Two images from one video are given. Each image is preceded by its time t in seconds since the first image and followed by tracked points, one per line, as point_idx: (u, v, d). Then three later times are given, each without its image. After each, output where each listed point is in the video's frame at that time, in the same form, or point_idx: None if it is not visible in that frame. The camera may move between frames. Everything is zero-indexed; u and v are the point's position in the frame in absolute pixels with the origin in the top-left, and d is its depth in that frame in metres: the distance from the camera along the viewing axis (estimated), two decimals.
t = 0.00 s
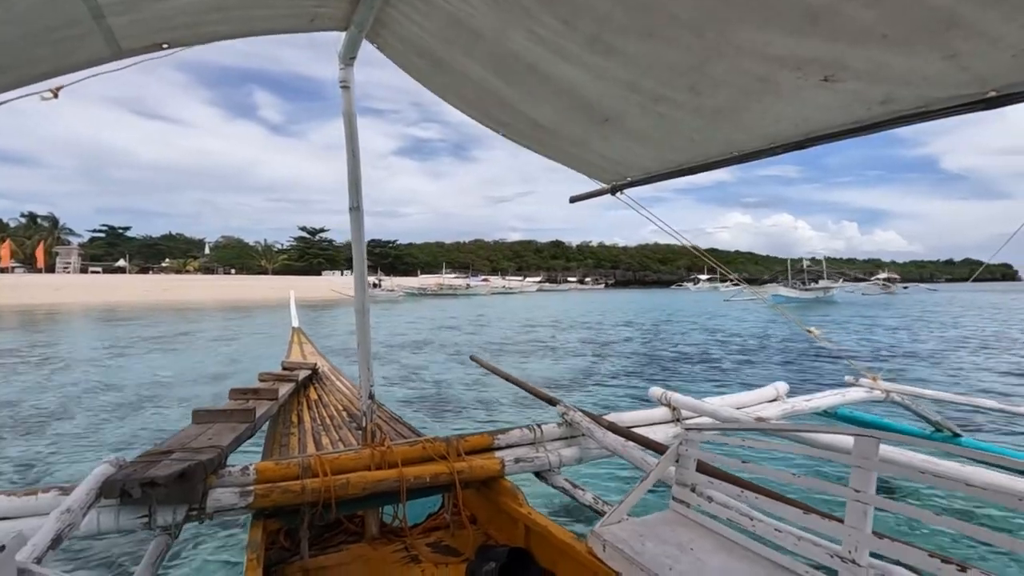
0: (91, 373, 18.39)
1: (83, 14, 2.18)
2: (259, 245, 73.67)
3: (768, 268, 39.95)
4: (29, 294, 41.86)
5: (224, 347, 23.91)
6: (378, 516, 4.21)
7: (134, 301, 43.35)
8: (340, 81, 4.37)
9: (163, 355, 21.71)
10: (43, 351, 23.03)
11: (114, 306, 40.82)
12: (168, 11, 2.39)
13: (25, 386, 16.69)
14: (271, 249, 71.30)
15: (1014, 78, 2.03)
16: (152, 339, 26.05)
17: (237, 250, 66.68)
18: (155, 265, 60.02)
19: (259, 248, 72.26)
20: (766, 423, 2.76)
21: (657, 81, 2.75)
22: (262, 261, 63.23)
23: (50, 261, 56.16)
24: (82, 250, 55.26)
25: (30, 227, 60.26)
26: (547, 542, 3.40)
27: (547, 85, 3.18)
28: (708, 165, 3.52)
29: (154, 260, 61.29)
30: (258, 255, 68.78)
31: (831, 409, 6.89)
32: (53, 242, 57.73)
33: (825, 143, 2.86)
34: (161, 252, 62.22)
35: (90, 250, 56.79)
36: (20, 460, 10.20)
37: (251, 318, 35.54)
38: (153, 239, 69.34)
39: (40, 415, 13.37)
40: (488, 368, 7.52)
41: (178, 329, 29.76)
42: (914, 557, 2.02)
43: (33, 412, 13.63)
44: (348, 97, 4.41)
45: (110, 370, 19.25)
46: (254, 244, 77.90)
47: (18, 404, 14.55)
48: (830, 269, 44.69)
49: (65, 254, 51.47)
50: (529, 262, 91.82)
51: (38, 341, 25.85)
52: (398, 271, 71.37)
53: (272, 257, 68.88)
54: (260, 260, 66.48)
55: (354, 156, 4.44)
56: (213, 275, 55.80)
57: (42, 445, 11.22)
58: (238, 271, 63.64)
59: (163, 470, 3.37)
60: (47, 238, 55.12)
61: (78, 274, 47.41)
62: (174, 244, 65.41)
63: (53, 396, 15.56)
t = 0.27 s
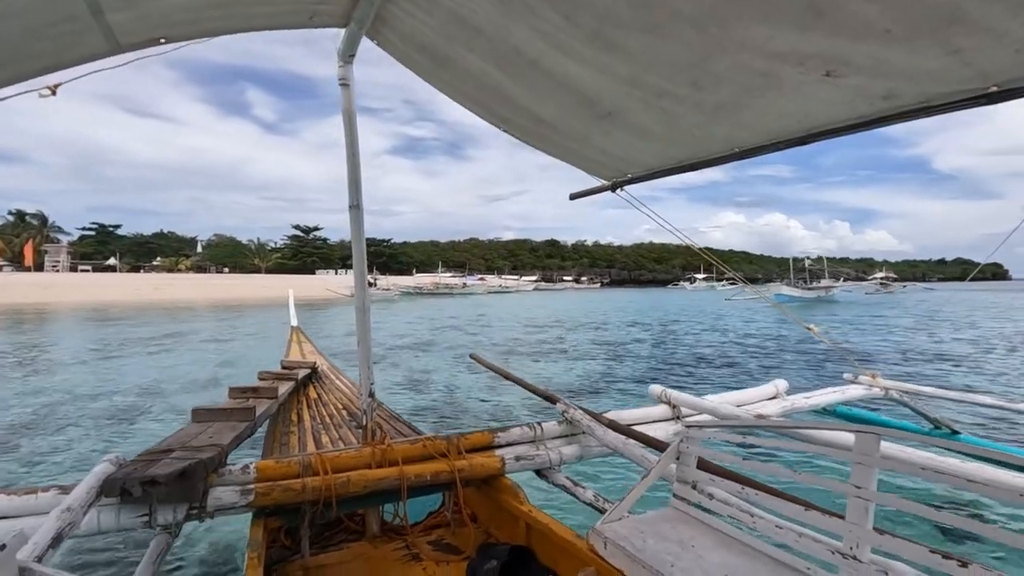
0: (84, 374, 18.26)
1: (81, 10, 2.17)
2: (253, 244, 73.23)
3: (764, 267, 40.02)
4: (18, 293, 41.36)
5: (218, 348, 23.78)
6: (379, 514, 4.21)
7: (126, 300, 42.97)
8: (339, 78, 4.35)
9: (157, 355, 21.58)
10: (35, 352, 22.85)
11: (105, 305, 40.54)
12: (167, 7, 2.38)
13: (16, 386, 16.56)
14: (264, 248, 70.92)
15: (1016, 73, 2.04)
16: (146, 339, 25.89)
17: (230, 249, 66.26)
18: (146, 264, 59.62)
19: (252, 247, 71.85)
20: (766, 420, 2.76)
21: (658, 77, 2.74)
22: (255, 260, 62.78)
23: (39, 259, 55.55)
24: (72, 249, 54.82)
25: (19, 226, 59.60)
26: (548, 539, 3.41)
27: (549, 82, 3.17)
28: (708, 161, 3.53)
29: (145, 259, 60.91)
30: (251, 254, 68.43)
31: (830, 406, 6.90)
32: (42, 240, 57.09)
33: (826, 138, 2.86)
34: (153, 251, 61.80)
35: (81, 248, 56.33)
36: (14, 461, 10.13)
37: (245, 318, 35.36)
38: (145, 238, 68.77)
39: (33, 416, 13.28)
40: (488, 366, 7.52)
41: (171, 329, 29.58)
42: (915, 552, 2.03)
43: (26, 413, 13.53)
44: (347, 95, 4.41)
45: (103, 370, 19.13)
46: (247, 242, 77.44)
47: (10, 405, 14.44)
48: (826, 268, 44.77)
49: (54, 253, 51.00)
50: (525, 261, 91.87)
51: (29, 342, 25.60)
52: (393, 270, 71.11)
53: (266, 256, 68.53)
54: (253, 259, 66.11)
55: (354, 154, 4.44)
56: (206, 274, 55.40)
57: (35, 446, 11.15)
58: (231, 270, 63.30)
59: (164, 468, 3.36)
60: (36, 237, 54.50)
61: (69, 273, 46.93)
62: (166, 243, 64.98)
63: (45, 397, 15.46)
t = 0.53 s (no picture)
0: (77, 374, 18.12)
1: (73, 3, 2.16)
2: (247, 243, 72.79)
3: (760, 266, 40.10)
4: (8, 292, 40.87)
5: (211, 347, 23.68)
6: (376, 513, 4.22)
7: (119, 300, 42.61)
8: (336, 77, 4.36)
9: (151, 355, 21.45)
10: (27, 352, 22.65)
11: (98, 304, 40.27)
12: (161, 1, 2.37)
13: (9, 386, 16.44)
14: (258, 247, 70.61)
15: (1009, 72, 2.06)
16: (140, 339, 25.72)
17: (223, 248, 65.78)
18: (139, 262, 59.26)
19: (245, 245, 71.48)
20: (762, 418, 2.77)
21: (655, 73, 2.75)
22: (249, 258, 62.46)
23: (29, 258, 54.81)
24: (63, 247, 54.41)
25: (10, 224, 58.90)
26: (545, 537, 3.42)
27: (546, 78, 3.18)
28: (704, 158, 3.55)
29: (138, 258, 60.53)
30: (245, 253, 68.12)
31: (827, 404, 6.93)
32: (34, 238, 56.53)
33: (821, 136, 2.88)
34: (146, 250, 61.43)
35: (72, 246, 55.91)
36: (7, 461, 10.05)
37: (240, 318, 35.17)
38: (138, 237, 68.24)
39: (26, 415, 13.18)
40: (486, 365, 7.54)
41: (165, 329, 29.40)
42: (908, 550, 2.04)
43: (19, 413, 13.43)
44: (344, 93, 4.40)
45: (96, 370, 19.04)
46: (241, 241, 77.06)
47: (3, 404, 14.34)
48: (822, 267, 44.84)
49: (43, 252, 50.57)
50: (521, 260, 91.92)
51: (21, 342, 25.37)
52: (388, 269, 70.88)
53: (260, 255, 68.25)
54: (247, 257, 65.78)
55: (350, 152, 4.44)
56: (200, 273, 55.03)
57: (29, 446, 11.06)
58: (225, 269, 62.98)
59: (161, 467, 3.37)
60: (26, 235, 53.88)
61: (60, 272, 46.50)
62: (158, 241, 64.59)
63: (38, 396, 15.38)
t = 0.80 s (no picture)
0: (70, 375, 18.00)
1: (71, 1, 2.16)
2: (241, 241, 72.36)
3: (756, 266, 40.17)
4: None
5: (205, 347, 23.55)
6: (374, 512, 4.23)
7: (112, 299, 42.29)
8: (335, 77, 4.36)
9: (145, 356, 21.32)
10: (19, 353, 22.49)
11: (90, 304, 39.97)
12: None
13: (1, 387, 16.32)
14: (252, 246, 70.26)
15: (1004, 74, 2.07)
16: (133, 340, 25.55)
17: (217, 246, 65.34)
18: (132, 261, 58.86)
19: (239, 244, 71.10)
20: (759, 418, 2.78)
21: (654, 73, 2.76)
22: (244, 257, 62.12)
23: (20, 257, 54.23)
24: (55, 245, 53.98)
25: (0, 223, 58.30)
26: (543, 536, 3.43)
27: (545, 78, 3.18)
28: (702, 159, 3.56)
29: (131, 257, 60.14)
30: (239, 252, 67.82)
31: (823, 404, 6.94)
32: (25, 237, 55.94)
33: (818, 138, 2.89)
34: (138, 248, 61.00)
35: (64, 245, 55.51)
36: None
37: (235, 318, 34.99)
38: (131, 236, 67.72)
39: (19, 417, 13.09)
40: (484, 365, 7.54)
41: (159, 329, 29.21)
42: (904, 549, 2.05)
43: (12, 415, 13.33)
44: (343, 92, 4.41)
45: (89, 370, 18.90)
46: (235, 240, 76.62)
47: None
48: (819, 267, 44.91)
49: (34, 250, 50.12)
50: (517, 260, 91.99)
51: (13, 343, 25.17)
52: (384, 268, 70.66)
53: (254, 254, 67.95)
54: (241, 256, 65.41)
55: (349, 151, 4.44)
56: (195, 272, 54.67)
57: (22, 447, 10.99)
58: (219, 268, 62.65)
59: (159, 466, 3.36)
60: (17, 234, 53.36)
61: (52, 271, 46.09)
62: (152, 240, 64.17)
63: (30, 397, 15.26)
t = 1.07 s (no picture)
0: (62, 378, 17.87)
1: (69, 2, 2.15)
2: (235, 242, 72.00)
3: (752, 267, 40.26)
4: None
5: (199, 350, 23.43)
6: (370, 514, 4.21)
7: (104, 300, 41.98)
8: (332, 78, 4.35)
9: (138, 359, 21.19)
10: (10, 356, 22.31)
11: (82, 305, 39.66)
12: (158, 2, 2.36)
13: None
14: (245, 246, 69.95)
15: (1000, 78, 2.08)
16: (126, 342, 25.40)
17: (210, 247, 64.93)
18: (123, 261, 58.42)
19: (232, 244, 70.71)
20: (755, 421, 2.78)
21: (649, 78, 2.76)
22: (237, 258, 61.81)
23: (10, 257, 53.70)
24: (43, 246, 53.44)
25: None
26: (539, 539, 3.42)
27: (541, 84, 3.17)
28: (699, 163, 3.56)
29: (122, 257, 59.73)
30: (231, 253, 67.50)
31: (820, 407, 6.95)
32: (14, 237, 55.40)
33: (813, 142, 2.90)
34: (130, 249, 60.46)
35: (53, 245, 54.97)
36: None
37: (229, 319, 34.84)
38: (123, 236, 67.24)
39: (11, 421, 12.98)
40: (481, 366, 7.54)
41: (152, 331, 29.05)
42: (900, 552, 2.04)
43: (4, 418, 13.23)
44: (340, 93, 4.40)
45: (81, 373, 18.77)
46: (229, 240, 76.25)
47: None
48: (820, 270, 44.91)
49: (22, 250, 49.57)
50: (512, 261, 92.11)
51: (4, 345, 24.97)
52: (379, 269, 70.49)
53: (248, 255, 67.69)
54: (234, 257, 65.11)
55: (346, 153, 4.43)
56: (188, 273, 54.33)
57: (14, 450, 10.92)
58: (212, 269, 62.32)
59: (153, 468, 3.34)
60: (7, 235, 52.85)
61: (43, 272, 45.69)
62: (143, 240, 63.49)
63: (22, 400, 15.15)
